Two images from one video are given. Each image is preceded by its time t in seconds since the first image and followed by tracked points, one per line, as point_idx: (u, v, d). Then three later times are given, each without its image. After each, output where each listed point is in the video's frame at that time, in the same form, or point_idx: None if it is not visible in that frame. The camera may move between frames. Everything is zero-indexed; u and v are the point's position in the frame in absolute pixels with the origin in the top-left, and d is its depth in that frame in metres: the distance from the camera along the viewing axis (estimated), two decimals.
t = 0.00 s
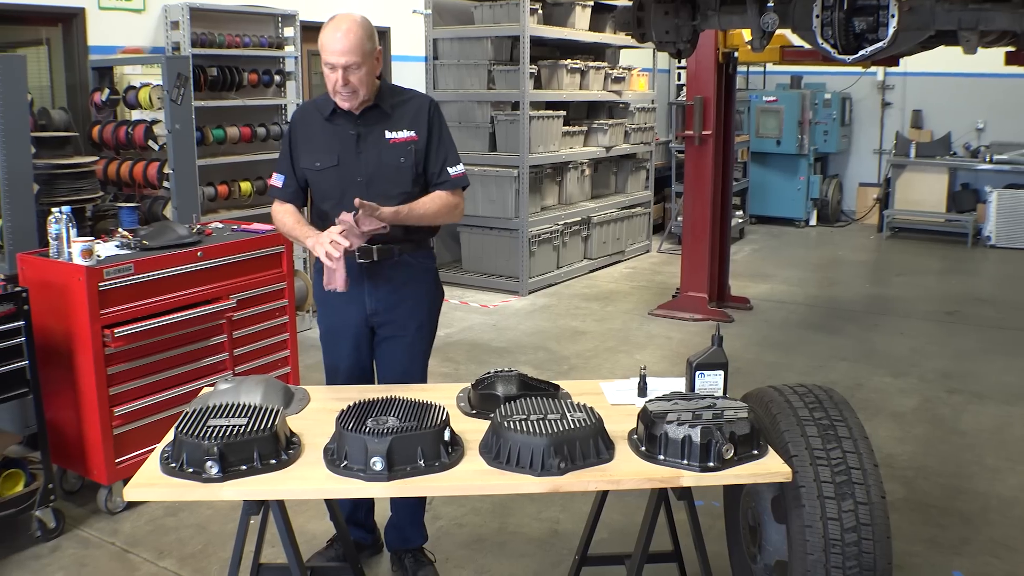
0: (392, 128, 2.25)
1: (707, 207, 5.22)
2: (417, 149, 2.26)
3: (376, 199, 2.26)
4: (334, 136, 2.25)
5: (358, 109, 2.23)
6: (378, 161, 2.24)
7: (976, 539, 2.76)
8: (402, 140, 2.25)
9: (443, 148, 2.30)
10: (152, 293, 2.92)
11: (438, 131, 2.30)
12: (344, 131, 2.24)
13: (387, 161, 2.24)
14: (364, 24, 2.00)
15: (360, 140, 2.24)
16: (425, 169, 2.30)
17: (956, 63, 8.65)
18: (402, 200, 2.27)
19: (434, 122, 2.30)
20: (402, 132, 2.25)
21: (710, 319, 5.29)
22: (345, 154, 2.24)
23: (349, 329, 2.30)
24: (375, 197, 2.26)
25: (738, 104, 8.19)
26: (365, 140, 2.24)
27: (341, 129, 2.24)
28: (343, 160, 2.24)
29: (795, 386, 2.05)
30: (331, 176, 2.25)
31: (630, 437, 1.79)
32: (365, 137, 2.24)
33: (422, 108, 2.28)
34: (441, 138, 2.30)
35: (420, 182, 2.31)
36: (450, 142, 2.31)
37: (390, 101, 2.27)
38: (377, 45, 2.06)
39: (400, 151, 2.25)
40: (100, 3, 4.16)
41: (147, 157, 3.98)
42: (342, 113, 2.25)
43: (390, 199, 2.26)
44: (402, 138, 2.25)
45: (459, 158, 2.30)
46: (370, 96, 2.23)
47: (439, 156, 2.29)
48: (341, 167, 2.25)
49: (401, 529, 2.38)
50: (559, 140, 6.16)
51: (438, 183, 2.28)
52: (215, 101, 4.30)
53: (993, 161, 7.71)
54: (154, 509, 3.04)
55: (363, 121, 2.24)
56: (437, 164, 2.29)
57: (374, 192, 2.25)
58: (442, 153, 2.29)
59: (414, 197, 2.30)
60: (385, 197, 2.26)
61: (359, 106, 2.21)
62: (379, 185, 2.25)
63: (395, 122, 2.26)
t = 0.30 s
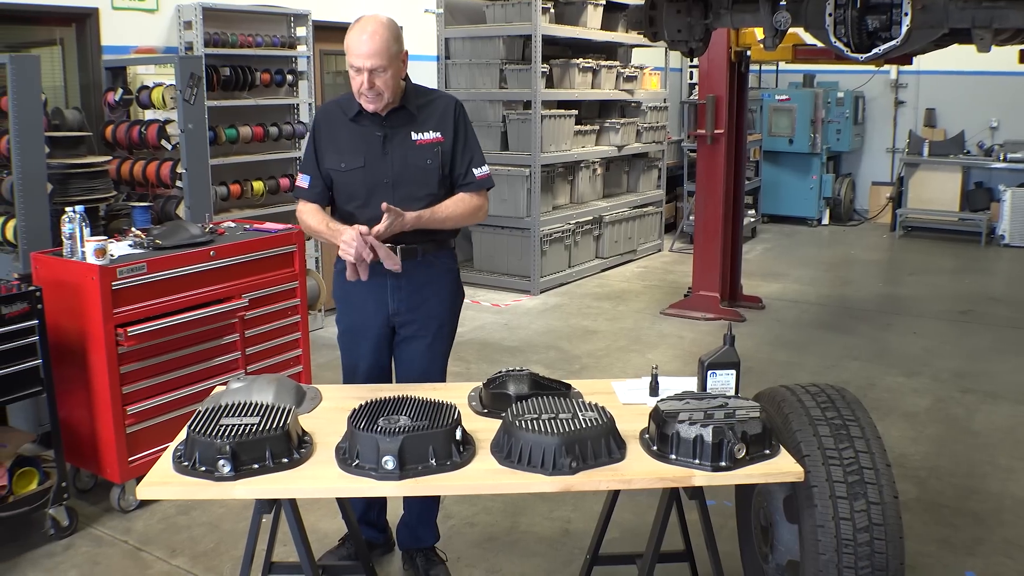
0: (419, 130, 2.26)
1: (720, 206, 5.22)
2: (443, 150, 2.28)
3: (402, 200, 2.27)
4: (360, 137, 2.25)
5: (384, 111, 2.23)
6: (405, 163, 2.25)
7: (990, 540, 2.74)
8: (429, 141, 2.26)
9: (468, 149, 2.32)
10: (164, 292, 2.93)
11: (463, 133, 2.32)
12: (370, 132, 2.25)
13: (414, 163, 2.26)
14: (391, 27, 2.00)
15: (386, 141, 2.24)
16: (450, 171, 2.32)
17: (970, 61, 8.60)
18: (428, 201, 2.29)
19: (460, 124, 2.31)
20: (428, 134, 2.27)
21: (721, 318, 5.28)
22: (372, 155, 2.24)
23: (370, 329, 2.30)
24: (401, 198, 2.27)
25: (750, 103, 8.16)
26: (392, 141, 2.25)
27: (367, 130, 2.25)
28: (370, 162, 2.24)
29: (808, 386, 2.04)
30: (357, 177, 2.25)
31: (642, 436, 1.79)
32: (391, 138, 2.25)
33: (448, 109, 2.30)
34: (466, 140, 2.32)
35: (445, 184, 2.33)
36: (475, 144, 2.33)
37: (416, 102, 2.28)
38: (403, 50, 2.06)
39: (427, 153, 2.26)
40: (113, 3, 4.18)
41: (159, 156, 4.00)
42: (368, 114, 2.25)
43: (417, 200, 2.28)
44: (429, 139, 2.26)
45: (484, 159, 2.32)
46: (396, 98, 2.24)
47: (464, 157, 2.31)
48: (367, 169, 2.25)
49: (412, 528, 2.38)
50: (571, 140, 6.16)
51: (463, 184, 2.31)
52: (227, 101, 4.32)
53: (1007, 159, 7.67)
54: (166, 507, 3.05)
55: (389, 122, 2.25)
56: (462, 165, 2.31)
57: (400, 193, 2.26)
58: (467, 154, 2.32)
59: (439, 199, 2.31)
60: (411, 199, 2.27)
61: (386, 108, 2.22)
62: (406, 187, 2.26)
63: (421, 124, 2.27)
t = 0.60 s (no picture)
0: (428, 135, 2.26)
1: (722, 206, 5.21)
2: (453, 156, 2.28)
3: (411, 205, 2.27)
4: (370, 141, 2.25)
5: (395, 116, 2.23)
6: (415, 168, 2.25)
7: (992, 540, 2.74)
8: (439, 147, 2.27)
9: (477, 154, 2.32)
10: (165, 292, 2.93)
11: (474, 139, 2.32)
12: (380, 136, 2.25)
13: (424, 169, 2.26)
14: (400, 31, 1.98)
15: (396, 146, 2.24)
16: (460, 176, 2.32)
17: (972, 61, 8.60)
18: (437, 207, 2.29)
19: (471, 129, 2.31)
20: (438, 139, 2.27)
21: (722, 318, 5.27)
22: (381, 160, 2.24)
23: (377, 327, 2.31)
24: (410, 203, 2.27)
25: (752, 103, 8.16)
26: (401, 146, 2.25)
27: (377, 134, 2.25)
28: (380, 166, 2.24)
29: (810, 385, 2.04)
30: (366, 180, 2.25)
31: (643, 436, 1.79)
32: (401, 143, 2.25)
33: (458, 113, 2.29)
34: (476, 145, 2.32)
35: (453, 189, 2.33)
36: (485, 150, 2.33)
37: (426, 105, 2.27)
38: (411, 51, 2.05)
39: (436, 158, 2.26)
40: (115, 4, 4.18)
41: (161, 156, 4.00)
42: (378, 119, 2.25)
43: (425, 206, 2.28)
44: (439, 145, 2.26)
45: (493, 164, 2.33)
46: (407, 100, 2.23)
47: (474, 163, 2.32)
48: (377, 173, 2.25)
49: (414, 528, 2.38)
50: (573, 140, 6.15)
51: (473, 190, 2.32)
52: (229, 101, 4.32)
53: (1009, 159, 7.66)
54: (168, 507, 3.05)
55: (399, 127, 2.25)
56: (472, 171, 2.32)
57: (409, 198, 2.26)
58: (477, 160, 2.32)
59: (448, 205, 2.32)
60: (420, 204, 2.27)
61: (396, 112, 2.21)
62: (414, 192, 2.26)
63: (431, 129, 2.27)
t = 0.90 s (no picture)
0: (431, 139, 2.26)
1: (722, 207, 5.21)
2: (456, 160, 2.28)
3: (414, 210, 2.27)
4: (373, 146, 2.25)
5: (398, 120, 2.22)
6: (418, 172, 2.25)
7: (991, 540, 2.74)
8: (442, 151, 2.27)
9: (480, 157, 2.32)
10: (165, 293, 2.93)
11: (476, 142, 2.32)
12: (383, 140, 2.24)
13: (427, 173, 2.26)
14: (402, 32, 1.98)
15: (399, 151, 2.24)
16: (463, 179, 2.33)
17: (972, 61, 8.60)
18: (440, 211, 2.30)
19: (473, 132, 2.31)
20: (441, 143, 2.26)
21: (722, 318, 5.28)
22: (385, 164, 2.24)
23: (379, 328, 2.30)
24: (413, 208, 2.27)
25: (752, 103, 8.16)
26: (404, 150, 2.24)
27: (380, 138, 2.24)
28: (383, 171, 2.24)
29: (810, 386, 2.04)
30: (369, 185, 2.25)
31: (643, 437, 1.79)
32: (404, 148, 2.24)
33: (460, 116, 2.29)
34: (478, 148, 2.32)
35: (456, 191, 2.34)
36: (487, 152, 2.33)
37: (429, 108, 2.26)
38: (415, 53, 2.05)
39: (439, 163, 2.26)
40: (114, 4, 4.17)
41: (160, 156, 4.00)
42: (381, 123, 2.24)
43: (429, 210, 2.28)
44: (441, 149, 2.26)
45: (497, 165, 2.35)
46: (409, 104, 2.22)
47: (477, 165, 2.33)
48: (380, 177, 2.25)
49: (414, 528, 2.37)
50: (573, 140, 6.15)
51: (478, 192, 2.34)
52: (228, 101, 4.32)
53: (1008, 159, 7.65)
54: (167, 508, 3.05)
55: (402, 131, 2.24)
56: (475, 173, 2.33)
57: (412, 202, 2.27)
58: (480, 162, 2.33)
59: (451, 208, 2.32)
60: (423, 209, 2.28)
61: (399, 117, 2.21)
62: (418, 197, 2.26)
63: (434, 132, 2.26)
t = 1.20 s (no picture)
0: (430, 138, 2.26)
1: (722, 207, 5.22)
2: (455, 159, 2.28)
3: (413, 210, 2.27)
4: (371, 145, 2.25)
5: (396, 120, 2.22)
6: (417, 172, 2.25)
7: (991, 541, 2.74)
8: (441, 150, 2.26)
9: (479, 156, 2.31)
10: (164, 294, 2.94)
11: (475, 141, 2.32)
12: (381, 140, 2.24)
13: (426, 173, 2.26)
14: (401, 36, 1.98)
15: (398, 151, 2.24)
16: (462, 178, 2.32)
17: (971, 62, 8.60)
18: (440, 210, 2.29)
19: (472, 131, 2.31)
20: (440, 142, 2.26)
21: (721, 319, 5.28)
22: (383, 164, 2.24)
23: (379, 328, 2.30)
24: (412, 208, 2.27)
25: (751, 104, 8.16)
26: (403, 150, 2.24)
27: (379, 138, 2.24)
28: (382, 171, 2.24)
29: (809, 387, 2.04)
30: (368, 185, 2.25)
31: (642, 438, 1.79)
32: (403, 147, 2.24)
33: (460, 115, 2.29)
34: (477, 147, 2.32)
35: (456, 191, 2.33)
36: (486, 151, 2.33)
37: (428, 108, 2.26)
38: (412, 58, 2.05)
39: (438, 162, 2.26)
40: (113, 4, 4.17)
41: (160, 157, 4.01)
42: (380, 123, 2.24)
43: (428, 210, 2.28)
44: (440, 148, 2.26)
45: (493, 164, 2.32)
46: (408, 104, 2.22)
47: (475, 164, 2.31)
48: (379, 177, 2.25)
49: (413, 529, 2.37)
50: (572, 141, 6.15)
51: (472, 191, 2.31)
52: (228, 102, 4.32)
53: (1007, 160, 7.65)
54: (166, 509, 3.05)
55: (401, 130, 2.24)
56: (473, 171, 2.32)
57: (411, 202, 2.27)
58: (479, 161, 2.32)
59: (450, 207, 2.32)
60: (422, 208, 2.27)
61: (397, 117, 2.21)
62: (417, 196, 2.26)
63: (434, 131, 2.26)
